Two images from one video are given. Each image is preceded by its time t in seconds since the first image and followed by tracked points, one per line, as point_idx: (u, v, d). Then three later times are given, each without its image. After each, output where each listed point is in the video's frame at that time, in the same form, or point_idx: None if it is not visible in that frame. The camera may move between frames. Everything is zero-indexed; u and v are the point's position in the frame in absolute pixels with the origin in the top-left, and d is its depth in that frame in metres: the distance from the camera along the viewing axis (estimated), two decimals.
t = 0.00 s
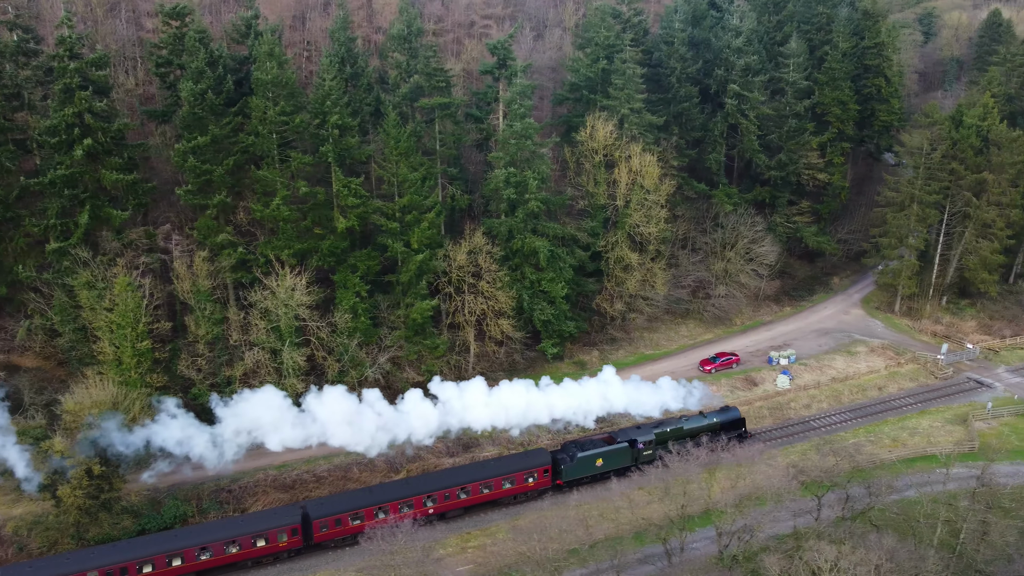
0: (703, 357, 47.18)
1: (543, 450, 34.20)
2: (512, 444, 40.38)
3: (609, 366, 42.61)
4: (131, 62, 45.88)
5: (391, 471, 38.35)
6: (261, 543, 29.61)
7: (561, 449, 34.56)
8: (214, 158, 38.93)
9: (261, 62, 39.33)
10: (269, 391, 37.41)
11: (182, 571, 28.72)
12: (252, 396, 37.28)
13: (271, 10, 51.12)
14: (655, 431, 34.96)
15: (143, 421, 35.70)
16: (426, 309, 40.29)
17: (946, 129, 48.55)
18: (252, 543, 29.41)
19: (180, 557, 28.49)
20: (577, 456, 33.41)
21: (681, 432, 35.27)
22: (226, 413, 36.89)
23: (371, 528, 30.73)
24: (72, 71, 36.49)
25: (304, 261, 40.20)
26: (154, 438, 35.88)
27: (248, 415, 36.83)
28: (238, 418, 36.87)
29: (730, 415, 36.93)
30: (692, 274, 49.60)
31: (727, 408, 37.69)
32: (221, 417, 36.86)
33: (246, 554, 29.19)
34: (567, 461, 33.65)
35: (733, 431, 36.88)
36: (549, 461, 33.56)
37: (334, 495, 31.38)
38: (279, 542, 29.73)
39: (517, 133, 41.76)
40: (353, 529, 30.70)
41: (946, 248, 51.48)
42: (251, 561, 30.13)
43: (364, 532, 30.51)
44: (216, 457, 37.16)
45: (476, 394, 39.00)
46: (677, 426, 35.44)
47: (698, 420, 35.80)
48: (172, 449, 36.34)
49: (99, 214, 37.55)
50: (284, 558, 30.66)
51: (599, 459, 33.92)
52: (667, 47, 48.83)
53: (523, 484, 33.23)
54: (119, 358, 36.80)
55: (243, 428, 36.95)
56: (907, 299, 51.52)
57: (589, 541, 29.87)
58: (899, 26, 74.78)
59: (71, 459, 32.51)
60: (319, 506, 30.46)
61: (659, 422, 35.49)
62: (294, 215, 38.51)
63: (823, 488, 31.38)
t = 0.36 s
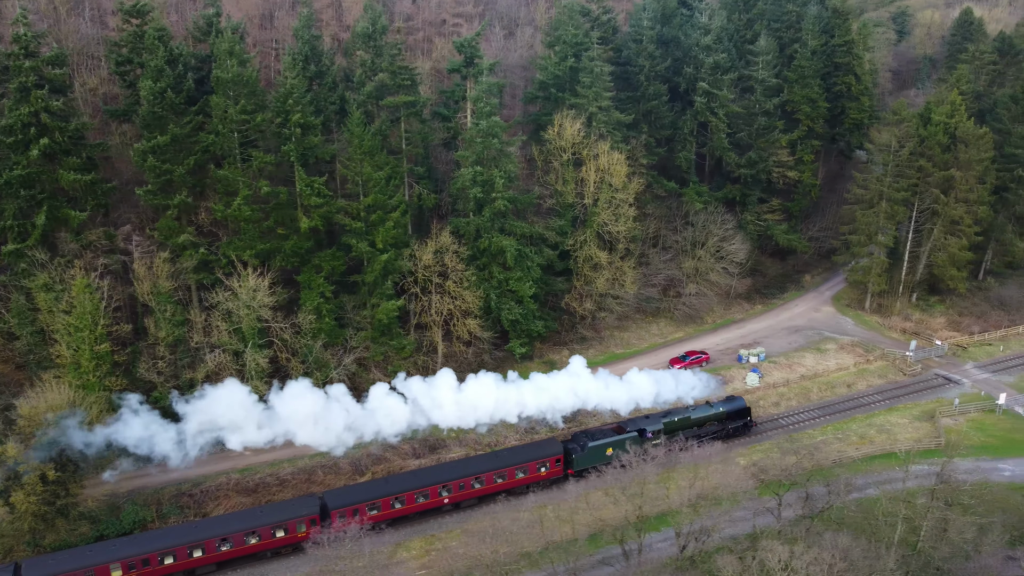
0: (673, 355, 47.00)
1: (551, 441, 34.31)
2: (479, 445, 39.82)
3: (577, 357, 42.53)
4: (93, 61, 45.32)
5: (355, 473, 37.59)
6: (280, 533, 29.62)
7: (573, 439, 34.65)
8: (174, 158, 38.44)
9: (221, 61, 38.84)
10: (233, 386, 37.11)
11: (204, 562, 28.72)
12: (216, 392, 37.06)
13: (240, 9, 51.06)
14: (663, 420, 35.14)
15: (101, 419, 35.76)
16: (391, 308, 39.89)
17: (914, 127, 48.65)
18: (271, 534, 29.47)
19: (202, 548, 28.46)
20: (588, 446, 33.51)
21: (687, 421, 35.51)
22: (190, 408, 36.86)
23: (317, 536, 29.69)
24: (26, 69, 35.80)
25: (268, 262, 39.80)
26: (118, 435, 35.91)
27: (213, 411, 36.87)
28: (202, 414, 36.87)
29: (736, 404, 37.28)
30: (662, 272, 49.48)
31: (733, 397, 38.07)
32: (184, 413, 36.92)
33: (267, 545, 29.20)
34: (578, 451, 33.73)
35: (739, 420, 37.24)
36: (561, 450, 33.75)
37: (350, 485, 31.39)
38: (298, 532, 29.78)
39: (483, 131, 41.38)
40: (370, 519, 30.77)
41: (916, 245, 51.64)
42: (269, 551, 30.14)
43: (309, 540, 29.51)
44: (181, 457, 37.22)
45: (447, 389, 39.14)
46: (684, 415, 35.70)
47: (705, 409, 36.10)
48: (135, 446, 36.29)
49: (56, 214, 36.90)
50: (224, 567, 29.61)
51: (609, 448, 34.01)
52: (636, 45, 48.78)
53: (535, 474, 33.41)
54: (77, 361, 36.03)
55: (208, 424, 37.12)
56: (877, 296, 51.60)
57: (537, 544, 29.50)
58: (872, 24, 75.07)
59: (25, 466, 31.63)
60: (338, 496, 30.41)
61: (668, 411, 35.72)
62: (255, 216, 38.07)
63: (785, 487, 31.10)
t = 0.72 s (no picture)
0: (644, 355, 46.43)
1: (559, 432, 34.68)
2: (445, 448, 39.04)
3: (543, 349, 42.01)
4: (50, 60, 44.48)
5: (317, 478, 36.53)
6: (298, 525, 29.50)
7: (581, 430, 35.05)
8: (131, 158, 37.75)
9: (177, 60, 38.23)
10: (190, 383, 36.25)
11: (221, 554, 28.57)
12: (173, 391, 36.27)
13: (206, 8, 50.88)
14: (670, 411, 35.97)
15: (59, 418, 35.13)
16: (355, 310, 39.21)
17: (881, 125, 48.71)
18: (288, 526, 29.39)
19: (220, 540, 28.35)
20: (598, 437, 34.02)
21: (694, 411, 36.49)
22: (149, 406, 36.38)
23: (257, 547, 28.77)
24: None
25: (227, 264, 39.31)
26: (74, 435, 35.43)
27: (171, 410, 36.21)
28: (160, 412, 36.28)
29: (739, 394, 38.37)
30: (631, 272, 49.19)
31: (736, 388, 39.19)
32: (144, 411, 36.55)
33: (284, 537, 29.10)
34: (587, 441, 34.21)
35: (742, 410, 38.38)
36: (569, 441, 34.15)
37: (362, 478, 31.50)
38: (315, 524, 29.71)
39: (446, 131, 40.93)
40: (384, 511, 30.92)
41: (885, 243, 51.71)
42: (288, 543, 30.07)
43: (249, 551, 28.58)
44: (141, 459, 36.69)
45: (413, 384, 38.64)
46: (690, 406, 36.63)
47: (710, 399, 37.18)
48: (93, 444, 35.88)
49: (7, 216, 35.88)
50: None
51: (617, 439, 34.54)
52: (603, 44, 48.57)
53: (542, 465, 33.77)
54: (30, 366, 34.73)
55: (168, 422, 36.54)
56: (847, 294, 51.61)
57: (484, 551, 29.02)
58: (844, 24, 75.41)
59: None
60: (352, 488, 30.49)
61: (674, 402, 36.59)
62: (212, 217, 37.56)
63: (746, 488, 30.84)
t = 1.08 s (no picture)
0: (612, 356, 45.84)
1: (567, 425, 34.87)
2: (406, 453, 38.27)
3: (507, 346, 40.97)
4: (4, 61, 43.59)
5: (275, 485, 35.60)
6: (308, 519, 29.46)
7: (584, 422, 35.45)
8: (83, 160, 36.92)
9: (130, 60, 37.45)
10: (143, 382, 35.48)
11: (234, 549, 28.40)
12: (125, 392, 35.29)
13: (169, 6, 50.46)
14: (672, 404, 36.88)
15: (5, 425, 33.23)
16: (314, 314, 38.34)
17: (849, 123, 48.51)
18: (299, 519, 29.35)
19: (233, 534, 28.19)
20: (602, 429, 34.57)
21: (696, 403, 37.47)
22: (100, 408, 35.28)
23: (186, 563, 27.30)
24: None
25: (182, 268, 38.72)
26: (22, 440, 34.32)
27: (123, 410, 35.19)
28: (111, 414, 35.18)
29: (740, 386, 39.46)
30: (598, 272, 48.89)
31: (737, 381, 40.30)
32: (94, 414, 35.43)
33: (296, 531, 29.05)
34: (591, 433, 34.65)
35: (743, 402, 39.47)
36: (575, 434, 34.24)
37: (371, 472, 31.52)
38: (325, 518, 29.73)
39: (407, 131, 40.32)
40: (394, 503, 31.00)
41: (853, 242, 51.67)
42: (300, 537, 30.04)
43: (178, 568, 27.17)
44: (94, 466, 35.84)
45: (376, 381, 37.39)
46: (692, 399, 37.56)
47: (712, 392, 38.20)
48: (42, 449, 34.78)
49: None
50: None
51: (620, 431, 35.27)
52: (569, 43, 48.21)
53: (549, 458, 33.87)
54: None
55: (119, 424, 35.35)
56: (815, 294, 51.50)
57: (425, 564, 28.53)
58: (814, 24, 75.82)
59: None
60: (362, 482, 30.53)
61: (676, 395, 37.51)
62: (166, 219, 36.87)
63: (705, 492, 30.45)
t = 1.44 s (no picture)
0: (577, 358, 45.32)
1: (569, 420, 35.90)
2: (365, 461, 37.40)
3: (465, 344, 40.27)
4: None
5: (228, 496, 34.58)
6: (316, 515, 30.06)
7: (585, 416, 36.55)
8: (29, 163, 35.89)
9: (77, 61, 36.55)
10: (90, 384, 35.02)
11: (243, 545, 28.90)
12: (70, 398, 34.52)
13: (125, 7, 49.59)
14: (673, 397, 37.94)
15: None
16: (270, 321, 37.52)
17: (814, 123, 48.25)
18: (307, 516, 29.93)
19: (242, 531, 28.75)
20: (604, 423, 35.68)
21: (696, 397, 38.51)
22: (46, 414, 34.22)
23: None
24: None
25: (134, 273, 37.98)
26: None
27: (72, 415, 34.41)
28: (58, 418, 34.22)
29: (739, 379, 40.48)
30: (564, 274, 48.42)
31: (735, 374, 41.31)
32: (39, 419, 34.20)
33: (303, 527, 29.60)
34: (594, 428, 35.76)
35: (742, 394, 40.53)
36: (577, 428, 35.36)
37: (379, 467, 32.15)
38: (333, 514, 30.32)
39: (365, 133, 39.55)
40: (401, 499, 31.64)
41: (820, 242, 51.58)
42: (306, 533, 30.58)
43: None
44: (39, 474, 34.62)
45: (335, 382, 36.79)
46: (692, 392, 38.57)
47: (710, 386, 39.23)
48: None
49: None
50: None
51: (623, 424, 36.40)
52: (532, 43, 47.71)
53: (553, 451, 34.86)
54: None
55: (67, 430, 34.38)
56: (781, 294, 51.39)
57: None
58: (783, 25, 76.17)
59: None
60: (369, 477, 31.16)
61: (677, 388, 38.56)
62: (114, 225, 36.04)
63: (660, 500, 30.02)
